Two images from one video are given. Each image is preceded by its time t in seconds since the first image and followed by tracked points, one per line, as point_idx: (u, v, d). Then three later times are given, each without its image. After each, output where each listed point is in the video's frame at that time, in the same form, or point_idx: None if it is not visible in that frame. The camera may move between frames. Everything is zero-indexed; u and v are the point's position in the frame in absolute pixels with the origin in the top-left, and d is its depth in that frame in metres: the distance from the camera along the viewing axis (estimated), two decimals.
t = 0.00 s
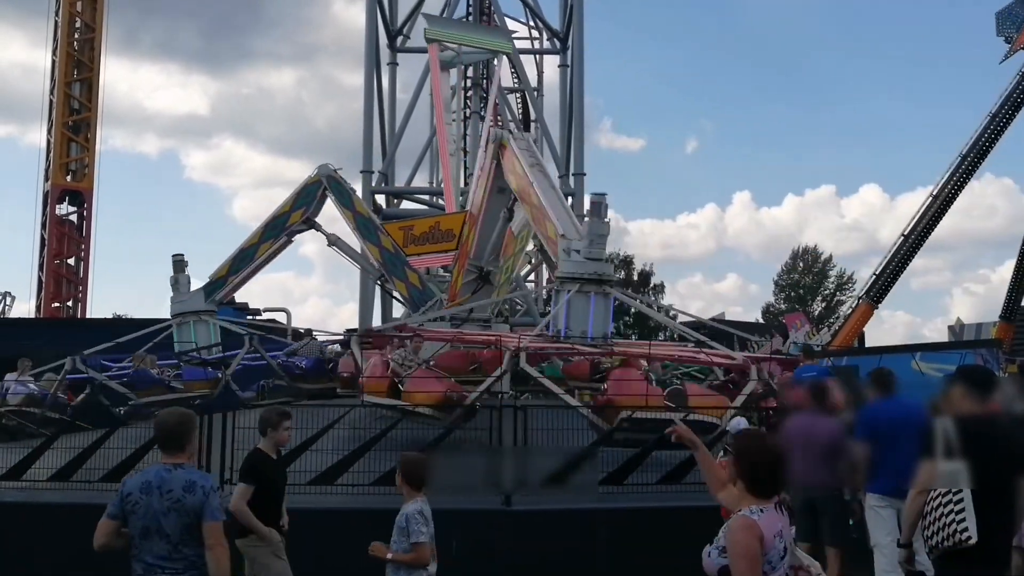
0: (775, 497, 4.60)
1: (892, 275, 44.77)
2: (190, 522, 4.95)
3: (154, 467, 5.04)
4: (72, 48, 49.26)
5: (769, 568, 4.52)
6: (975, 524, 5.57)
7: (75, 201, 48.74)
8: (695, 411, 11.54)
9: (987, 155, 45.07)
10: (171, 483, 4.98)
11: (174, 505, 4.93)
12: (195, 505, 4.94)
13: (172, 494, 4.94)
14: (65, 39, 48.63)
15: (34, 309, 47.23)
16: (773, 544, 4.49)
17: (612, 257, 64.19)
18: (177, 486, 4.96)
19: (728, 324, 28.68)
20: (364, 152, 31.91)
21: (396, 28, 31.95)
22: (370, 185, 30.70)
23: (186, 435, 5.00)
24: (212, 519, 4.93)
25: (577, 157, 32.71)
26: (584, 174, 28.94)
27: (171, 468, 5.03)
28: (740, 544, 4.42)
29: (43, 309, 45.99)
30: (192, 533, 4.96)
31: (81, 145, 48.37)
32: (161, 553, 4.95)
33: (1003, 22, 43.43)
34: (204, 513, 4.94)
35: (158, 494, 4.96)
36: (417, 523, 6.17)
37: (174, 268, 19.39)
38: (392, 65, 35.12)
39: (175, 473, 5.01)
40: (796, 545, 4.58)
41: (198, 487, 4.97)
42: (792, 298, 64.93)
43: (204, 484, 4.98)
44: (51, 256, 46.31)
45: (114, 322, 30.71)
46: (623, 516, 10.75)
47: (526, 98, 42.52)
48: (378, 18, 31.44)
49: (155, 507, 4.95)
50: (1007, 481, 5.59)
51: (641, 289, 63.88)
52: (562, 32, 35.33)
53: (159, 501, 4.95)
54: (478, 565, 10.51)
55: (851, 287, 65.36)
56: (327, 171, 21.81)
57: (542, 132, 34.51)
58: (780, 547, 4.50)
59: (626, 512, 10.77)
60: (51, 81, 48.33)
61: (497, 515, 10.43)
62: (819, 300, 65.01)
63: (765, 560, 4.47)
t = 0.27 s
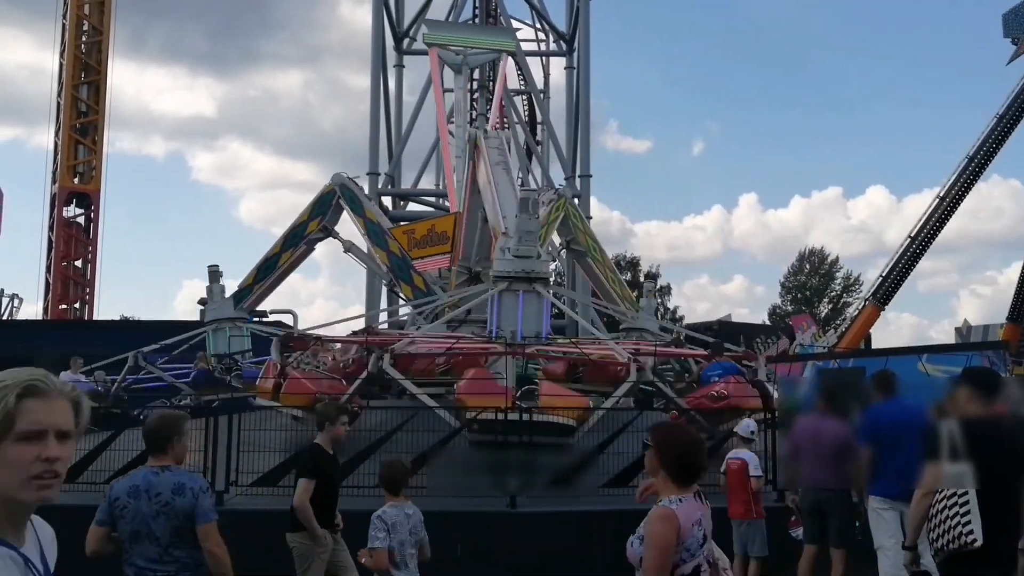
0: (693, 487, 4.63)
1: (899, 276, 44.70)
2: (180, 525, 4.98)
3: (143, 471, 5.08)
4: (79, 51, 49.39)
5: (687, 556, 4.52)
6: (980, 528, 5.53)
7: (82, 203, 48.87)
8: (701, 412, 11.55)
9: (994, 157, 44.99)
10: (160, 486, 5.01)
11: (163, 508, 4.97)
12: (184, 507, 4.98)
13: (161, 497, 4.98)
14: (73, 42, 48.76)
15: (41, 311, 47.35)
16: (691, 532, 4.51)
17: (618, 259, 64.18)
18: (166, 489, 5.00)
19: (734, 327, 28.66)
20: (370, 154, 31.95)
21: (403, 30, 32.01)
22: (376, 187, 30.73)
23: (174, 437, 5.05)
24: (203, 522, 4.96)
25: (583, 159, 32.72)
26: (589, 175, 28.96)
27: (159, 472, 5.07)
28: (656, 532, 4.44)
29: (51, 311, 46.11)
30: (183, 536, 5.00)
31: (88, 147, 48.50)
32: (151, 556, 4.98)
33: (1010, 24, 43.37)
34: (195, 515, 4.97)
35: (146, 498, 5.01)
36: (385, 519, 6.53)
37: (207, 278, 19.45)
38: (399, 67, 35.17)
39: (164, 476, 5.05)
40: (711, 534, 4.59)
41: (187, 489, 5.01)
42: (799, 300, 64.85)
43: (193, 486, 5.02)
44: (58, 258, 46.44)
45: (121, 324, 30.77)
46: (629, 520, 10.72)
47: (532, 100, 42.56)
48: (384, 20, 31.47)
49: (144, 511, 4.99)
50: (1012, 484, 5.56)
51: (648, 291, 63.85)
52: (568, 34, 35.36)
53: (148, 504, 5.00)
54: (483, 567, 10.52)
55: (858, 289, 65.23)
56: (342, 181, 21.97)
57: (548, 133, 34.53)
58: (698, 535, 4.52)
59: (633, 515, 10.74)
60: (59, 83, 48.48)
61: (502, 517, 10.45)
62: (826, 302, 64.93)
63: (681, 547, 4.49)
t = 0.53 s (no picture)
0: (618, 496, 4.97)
1: (905, 273, 44.65)
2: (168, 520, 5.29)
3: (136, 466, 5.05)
4: (85, 46, 49.41)
5: (613, 557, 4.84)
6: (984, 525, 5.54)
7: (88, 197, 48.92)
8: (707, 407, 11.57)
9: (1001, 153, 44.90)
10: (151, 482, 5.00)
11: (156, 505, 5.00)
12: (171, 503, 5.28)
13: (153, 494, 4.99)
14: (79, 37, 48.80)
15: (47, 305, 47.43)
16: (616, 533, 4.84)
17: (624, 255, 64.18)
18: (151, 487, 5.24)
19: (740, 323, 28.66)
20: (376, 149, 31.97)
21: (409, 25, 32.02)
22: (382, 183, 30.76)
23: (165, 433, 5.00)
24: (192, 515, 5.28)
25: (589, 154, 32.72)
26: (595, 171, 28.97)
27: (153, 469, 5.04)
28: (584, 533, 4.78)
29: (57, 304, 46.19)
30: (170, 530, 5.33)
31: (95, 141, 48.56)
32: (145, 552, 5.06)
33: (1017, 20, 43.27)
34: (184, 510, 5.30)
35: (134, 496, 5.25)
36: (364, 514, 6.31)
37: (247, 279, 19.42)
38: (405, 63, 35.18)
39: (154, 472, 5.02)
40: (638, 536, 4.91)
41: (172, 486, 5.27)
42: (804, 296, 64.82)
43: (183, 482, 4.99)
44: (64, 252, 46.52)
45: (126, 318, 30.81)
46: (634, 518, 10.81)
47: (538, 96, 42.55)
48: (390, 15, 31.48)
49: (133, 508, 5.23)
50: (1016, 480, 5.58)
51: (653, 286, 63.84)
52: (574, 30, 35.36)
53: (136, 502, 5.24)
54: (487, 561, 10.56)
55: (864, 285, 65.14)
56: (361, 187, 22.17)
57: (554, 129, 34.53)
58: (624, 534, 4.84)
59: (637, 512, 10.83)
60: (65, 78, 48.58)
61: (507, 512, 10.50)
62: (831, 298, 64.87)
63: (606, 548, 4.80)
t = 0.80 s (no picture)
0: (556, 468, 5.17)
1: (919, 267, 44.45)
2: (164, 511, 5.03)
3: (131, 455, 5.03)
4: (101, 36, 49.54)
5: (554, 533, 5.09)
6: (995, 520, 5.54)
7: (103, 187, 49.12)
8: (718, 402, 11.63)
9: (1017, 146, 44.61)
10: (147, 471, 5.00)
11: (152, 494, 5.02)
12: (167, 492, 4.99)
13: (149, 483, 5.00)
14: (95, 27, 48.90)
15: (63, 294, 47.68)
16: (557, 510, 5.06)
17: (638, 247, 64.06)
18: (152, 474, 4.99)
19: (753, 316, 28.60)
20: (390, 140, 32.00)
21: (423, 17, 32.02)
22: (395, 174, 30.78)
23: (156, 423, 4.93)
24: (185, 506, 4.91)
25: (602, 147, 32.67)
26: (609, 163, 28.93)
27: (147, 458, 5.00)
28: (525, 507, 4.98)
29: (72, 294, 46.45)
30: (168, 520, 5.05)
31: (110, 131, 48.74)
32: (144, 538, 5.14)
33: None
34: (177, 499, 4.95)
35: (135, 484, 5.04)
36: (372, 506, 6.34)
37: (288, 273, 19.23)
38: (418, 54, 35.18)
39: (149, 460, 5.00)
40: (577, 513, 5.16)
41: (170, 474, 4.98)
42: (818, 290, 64.62)
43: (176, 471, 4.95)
44: (79, 242, 46.76)
45: (140, 309, 30.94)
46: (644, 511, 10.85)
47: (552, 88, 42.51)
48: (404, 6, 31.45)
49: (134, 496, 5.06)
50: None
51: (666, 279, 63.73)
52: (588, 22, 35.29)
53: (137, 490, 5.04)
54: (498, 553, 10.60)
55: (878, 279, 64.88)
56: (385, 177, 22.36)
57: (568, 121, 34.49)
58: (563, 513, 5.06)
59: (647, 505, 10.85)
60: (81, 68, 48.76)
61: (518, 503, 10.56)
62: (845, 292, 64.66)
63: (548, 525, 5.03)
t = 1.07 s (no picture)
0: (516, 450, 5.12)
1: (932, 247, 44.27)
2: (170, 487, 5.03)
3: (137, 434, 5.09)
4: (112, 17, 49.42)
5: (499, 515, 4.96)
6: (1007, 499, 5.52)
7: (115, 168, 49.21)
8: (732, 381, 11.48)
9: None
10: (150, 449, 5.03)
11: (154, 472, 5.04)
12: (171, 469, 5.01)
13: (153, 461, 5.02)
14: (105, 8, 48.84)
15: (76, 276, 47.86)
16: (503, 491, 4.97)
17: (649, 227, 63.89)
18: (155, 451, 5.02)
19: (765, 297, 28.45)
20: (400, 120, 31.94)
21: None
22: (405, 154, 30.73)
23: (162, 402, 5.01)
24: (191, 484, 4.98)
25: (613, 126, 32.54)
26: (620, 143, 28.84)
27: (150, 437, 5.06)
28: (472, 492, 4.93)
29: (85, 275, 46.64)
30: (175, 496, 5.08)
31: (121, 113, 48.75)
32: (150, 516, 5.12)
33: None
34: (184, 477, 4.99)
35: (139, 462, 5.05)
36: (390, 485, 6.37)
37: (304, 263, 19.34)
38: (429, 34, 35.04)
39: (154, 438, 5.05)
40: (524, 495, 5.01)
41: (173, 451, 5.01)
42: (831, 270, 64.39)
43: (180, 449, 4.99)
44: (92, 223, 46.91)
45: (152, 289, 31.01)
46: (649, 492, 11.04)
47: (563, 67, 42.34)
48: None
49: (138, 475, 5.05)
50: None
51: (678, 259, 63.60)
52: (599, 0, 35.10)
53: (141, 468, 5.05)
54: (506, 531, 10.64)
55: (891, 259, 64.64)
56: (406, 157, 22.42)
57: (579, 100, 34.35)
58: (508, 494, 4.96)
59: (654, 486, 11.02)
60: (92, 49, 48.78)
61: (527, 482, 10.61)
62: (858, 271, 64.46)
63: (492, 505, 4.94)
